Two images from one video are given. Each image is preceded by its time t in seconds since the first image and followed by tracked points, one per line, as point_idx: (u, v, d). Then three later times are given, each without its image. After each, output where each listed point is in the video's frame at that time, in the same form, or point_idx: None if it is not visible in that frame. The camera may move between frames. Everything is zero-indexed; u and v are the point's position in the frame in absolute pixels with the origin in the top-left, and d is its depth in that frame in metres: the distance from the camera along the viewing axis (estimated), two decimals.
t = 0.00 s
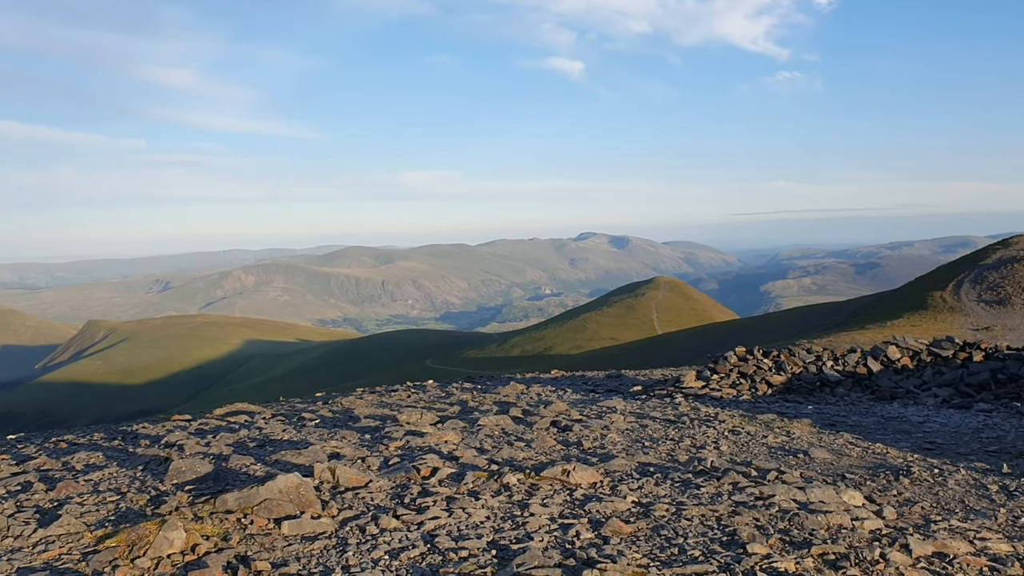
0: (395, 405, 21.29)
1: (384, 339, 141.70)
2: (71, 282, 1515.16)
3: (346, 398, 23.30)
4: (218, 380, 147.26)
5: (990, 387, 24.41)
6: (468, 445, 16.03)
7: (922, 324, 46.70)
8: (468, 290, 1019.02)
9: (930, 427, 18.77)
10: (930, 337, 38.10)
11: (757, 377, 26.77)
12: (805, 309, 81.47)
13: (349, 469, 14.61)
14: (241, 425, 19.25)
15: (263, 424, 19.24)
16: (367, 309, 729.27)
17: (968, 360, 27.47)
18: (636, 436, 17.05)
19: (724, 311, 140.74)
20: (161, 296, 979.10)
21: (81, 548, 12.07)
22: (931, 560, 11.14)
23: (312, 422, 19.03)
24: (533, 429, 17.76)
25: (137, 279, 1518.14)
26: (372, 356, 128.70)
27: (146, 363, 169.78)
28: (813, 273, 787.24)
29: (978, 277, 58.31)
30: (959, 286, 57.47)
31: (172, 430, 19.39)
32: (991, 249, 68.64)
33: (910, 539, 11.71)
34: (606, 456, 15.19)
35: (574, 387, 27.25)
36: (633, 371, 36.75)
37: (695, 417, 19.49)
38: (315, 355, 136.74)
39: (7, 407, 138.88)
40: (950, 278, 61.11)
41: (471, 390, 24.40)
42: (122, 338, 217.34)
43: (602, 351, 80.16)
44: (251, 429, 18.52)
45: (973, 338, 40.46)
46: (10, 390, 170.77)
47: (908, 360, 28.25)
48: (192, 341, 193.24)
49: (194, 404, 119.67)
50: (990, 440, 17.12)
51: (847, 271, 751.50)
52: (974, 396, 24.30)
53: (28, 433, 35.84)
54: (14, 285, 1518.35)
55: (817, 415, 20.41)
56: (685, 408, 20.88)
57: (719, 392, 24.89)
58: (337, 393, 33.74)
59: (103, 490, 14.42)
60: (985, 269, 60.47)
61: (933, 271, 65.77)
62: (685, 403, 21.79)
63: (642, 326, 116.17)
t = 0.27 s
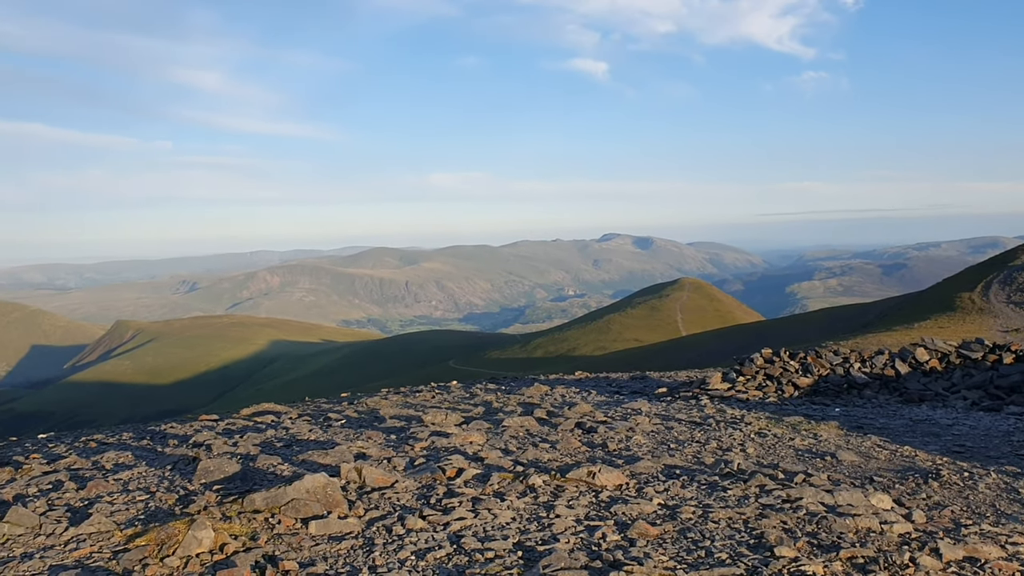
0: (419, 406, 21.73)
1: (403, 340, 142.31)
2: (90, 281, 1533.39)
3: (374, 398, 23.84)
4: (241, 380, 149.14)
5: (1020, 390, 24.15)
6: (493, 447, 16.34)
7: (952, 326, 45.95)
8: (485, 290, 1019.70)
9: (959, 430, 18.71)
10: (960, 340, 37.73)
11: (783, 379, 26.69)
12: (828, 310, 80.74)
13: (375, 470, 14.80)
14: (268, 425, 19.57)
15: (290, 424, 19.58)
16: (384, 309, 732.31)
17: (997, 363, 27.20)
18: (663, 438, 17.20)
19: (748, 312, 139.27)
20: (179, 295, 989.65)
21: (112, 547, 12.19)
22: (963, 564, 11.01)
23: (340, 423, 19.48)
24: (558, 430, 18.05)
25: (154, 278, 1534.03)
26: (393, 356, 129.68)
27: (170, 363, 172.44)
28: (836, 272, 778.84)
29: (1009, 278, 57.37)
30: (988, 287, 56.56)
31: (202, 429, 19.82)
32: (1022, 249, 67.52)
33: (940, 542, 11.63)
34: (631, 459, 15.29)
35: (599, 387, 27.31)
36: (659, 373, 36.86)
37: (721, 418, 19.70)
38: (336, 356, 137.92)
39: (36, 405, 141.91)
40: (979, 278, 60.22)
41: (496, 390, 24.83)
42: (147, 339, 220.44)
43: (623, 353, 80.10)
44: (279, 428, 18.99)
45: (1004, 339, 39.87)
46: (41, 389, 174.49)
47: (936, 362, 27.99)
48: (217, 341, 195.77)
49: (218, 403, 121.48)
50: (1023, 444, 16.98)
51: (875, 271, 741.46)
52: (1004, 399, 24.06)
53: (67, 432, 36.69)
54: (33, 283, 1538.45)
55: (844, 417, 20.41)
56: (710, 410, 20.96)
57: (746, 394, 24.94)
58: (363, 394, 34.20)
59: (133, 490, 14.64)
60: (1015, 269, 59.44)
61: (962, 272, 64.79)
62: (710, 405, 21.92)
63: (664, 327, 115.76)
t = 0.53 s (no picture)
0: (425, 406, 21.76)
1: (407, 339, 142.40)
2: (94, 280, 1536.78)
3: (379, 398, 23.88)
4: (245, 380, 149.50)
5: None
6: (499, 447, 16.39)
7: (958, 326, 45.79)
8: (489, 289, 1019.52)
9: (964, 430, 18.70)
10: (966, 340, 37.65)
11: (788, 378, 26.70)
12: (833, 310, 80.58)
13: (381, 470, 14.85)
14: (273, 425, 19.63)
15: (295, 423, 19.63)
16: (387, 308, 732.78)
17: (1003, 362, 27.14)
18: (668, 438, 17.24)
19: (753, 311, 138.96)
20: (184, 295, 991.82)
21: (119, 546, 12.23)
22: (969, 564, 11.02)
23: (345, 423, 19.52)
24: (564, 430, 18.10)
25: (158, 277, 1537.10)
26: (397, 355, 129.92)
27: (175, 363, 172.90)
28: (840, 271, 776.91)
29: (1015, 277, 57.15)
30: (994, 286, 56.43)
31: (208, 429, 19.88)
32: None
33: (946, 542, 11.62)
34: (637, 459, 15.32)
35: (604, 387, 27.34)
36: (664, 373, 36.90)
37: (726, 418, 19.73)
38: (341, 356, 138.25)
39: (43, 405, 142.73)
40: (985, 278, 60.03)
41: (501, 390, 24.85)
42: (152, 338, 221.05)
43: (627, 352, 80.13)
44: (285, 428, 19.06)
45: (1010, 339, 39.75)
46: (48, 389, 175.40)
47: (942, 361, 27.95)
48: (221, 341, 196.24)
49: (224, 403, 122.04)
50: None
51: (881, 270, 731.61)
52: (1010, 398, 24.03)
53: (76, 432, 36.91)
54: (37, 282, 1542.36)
55: (849, 417, 20.42)
56: (715, 410, 20.93)
57: (751, 393, 24.96)
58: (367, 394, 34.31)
59: (140, 489, 14.72)
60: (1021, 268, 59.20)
61: (968, 272, 64.56)
62: (715, 405, 21.94)
63: (668, 327, 115.75)
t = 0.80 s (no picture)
0: (426, 404, 21.79)
1: (408, 338, 142.56)
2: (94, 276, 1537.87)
3: (380, 397, 23.89)
4: (246, 378, 149.74)
5: None
6: (501, 445, 16.47)
7: (959, 324, 45.74)
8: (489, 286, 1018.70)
9: (965, 428, 18.75)
10: (968, 337, 37.64)
11: (789, 377, 26.75)
12: (834, 308, 80.57)
13: (384, 468, 14.91)
14: (275, 423, 19.66)
15: (297, 422, 19.67)
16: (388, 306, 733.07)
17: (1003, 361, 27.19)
18: (669, 436, 17.29)
19: (754, 310, 138.69)
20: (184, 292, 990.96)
21: (123, 544, 12.28)
22: (970, 562, 11.09)
23: (346, 421, 19.56)
24: (565, 427, 18.17)
25: (159, 274, 1537.76)
26: (398, 354, 130.06)
27: (176, 362, 173.16)
28: (841, 269, 776.32)
29: (1016, 275, 57.11)
30: (994, 285, 56.34)
31: (210, 427, 19.92)
32: None
33: (947, 540, 11.66)
34: (638, 457, 15.40)
35: (606, 386, 27.40)
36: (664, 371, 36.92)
37: (728, 416, 19.79)
38: (342, 355, 138.34)
39: (44, 403, 142.84)
40: (986, 276, 59.97)
41: (503, 389, 24.85)
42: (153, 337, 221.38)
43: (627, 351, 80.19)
44: (286, 426, 19.10)
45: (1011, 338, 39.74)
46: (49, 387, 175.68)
47: (943, 360, 27.98)
48: (222, 339, 196.47)
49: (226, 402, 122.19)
50: None
51: (880, 270, 724.19)
52: (1010, 396, 24.08)
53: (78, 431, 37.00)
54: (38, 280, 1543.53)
55: (851, 415, 20.49)
56: (716, 408, 20.94)
57: (752, 392, 25.02)
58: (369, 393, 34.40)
59: (143, 487, 14.79)
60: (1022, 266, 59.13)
61: (969, 270, 64.47)
62: (716, 403, 22.00)
63: (669, 325, 115.81)
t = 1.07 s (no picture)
0: (428, 405, 21.84)
1: (409, 336, 142.77)
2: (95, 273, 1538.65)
3: (381, 398, 23.93)
4: (247, 378, 150.10)
5: None
6: (503, 445, 16.52)
7: (960, 323, 45.78)
8: (490, 282, 1018.04)
9: (966, 428, 18.83)
10: (969, 337, 37.63)
11: (790, 377, 26.82)
12: (835, 306, 80.59)
13: (386, 468, 14.97)
14: (277, 424, 19.70)
15: (300, 422, 19.74)
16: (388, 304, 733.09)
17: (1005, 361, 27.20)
18: (671, 437, 17.36)
19: (755, 308, 138.75)
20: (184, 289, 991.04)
21: (128, 544, 12.34)
22: (971, 561, 11.14)
23: (348, 421, 19.62)
24: (567, 428, 18.24)
25: (159, 270, 1538.12)
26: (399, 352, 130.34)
27: (177, 361, 173.61)
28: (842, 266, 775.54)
29: (1017, 275, 57.09)
30: (995, 284, 56.34)
31: (213, 428, 19.99)
32: None
33: (948, 540, 11.71)
34: (640, 457, 15.46)
35: (607, 386, 27.46)
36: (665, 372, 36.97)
37: (729, 416, 19.85)
38: (343, 354, 138.55)
39: (46, 402, 143.05)
40: (987, 276, 59.96)
41: (504, 389, 24.90)
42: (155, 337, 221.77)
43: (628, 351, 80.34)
44: (289, 426, 19.17)
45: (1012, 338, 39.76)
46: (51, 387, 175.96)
47: (945, 359, 28.00)
48: (223, 339, 196.90)
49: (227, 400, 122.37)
50: None
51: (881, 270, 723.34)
52: (1011, 396, 24.12)
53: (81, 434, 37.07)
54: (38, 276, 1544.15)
55: (852, 415, 20.56)
56: (718, 408, 20.99)
57: (753, 391, 25.08)
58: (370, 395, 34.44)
59: (147, 487, 14.86)
60: None
61: (970, 270, 64.42)
62: (717, 403, 22.07)
63: (669, 324, 115.95)
